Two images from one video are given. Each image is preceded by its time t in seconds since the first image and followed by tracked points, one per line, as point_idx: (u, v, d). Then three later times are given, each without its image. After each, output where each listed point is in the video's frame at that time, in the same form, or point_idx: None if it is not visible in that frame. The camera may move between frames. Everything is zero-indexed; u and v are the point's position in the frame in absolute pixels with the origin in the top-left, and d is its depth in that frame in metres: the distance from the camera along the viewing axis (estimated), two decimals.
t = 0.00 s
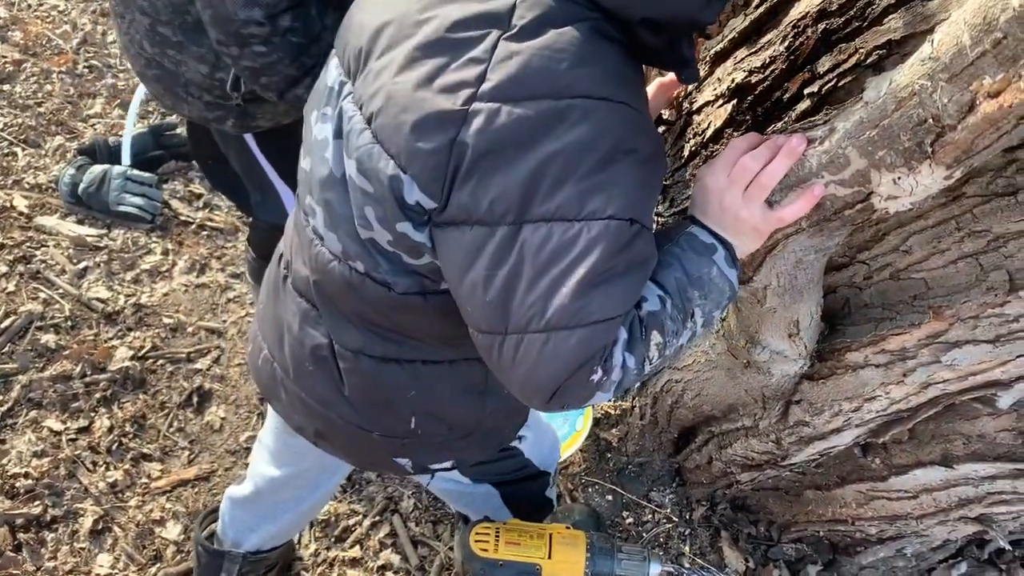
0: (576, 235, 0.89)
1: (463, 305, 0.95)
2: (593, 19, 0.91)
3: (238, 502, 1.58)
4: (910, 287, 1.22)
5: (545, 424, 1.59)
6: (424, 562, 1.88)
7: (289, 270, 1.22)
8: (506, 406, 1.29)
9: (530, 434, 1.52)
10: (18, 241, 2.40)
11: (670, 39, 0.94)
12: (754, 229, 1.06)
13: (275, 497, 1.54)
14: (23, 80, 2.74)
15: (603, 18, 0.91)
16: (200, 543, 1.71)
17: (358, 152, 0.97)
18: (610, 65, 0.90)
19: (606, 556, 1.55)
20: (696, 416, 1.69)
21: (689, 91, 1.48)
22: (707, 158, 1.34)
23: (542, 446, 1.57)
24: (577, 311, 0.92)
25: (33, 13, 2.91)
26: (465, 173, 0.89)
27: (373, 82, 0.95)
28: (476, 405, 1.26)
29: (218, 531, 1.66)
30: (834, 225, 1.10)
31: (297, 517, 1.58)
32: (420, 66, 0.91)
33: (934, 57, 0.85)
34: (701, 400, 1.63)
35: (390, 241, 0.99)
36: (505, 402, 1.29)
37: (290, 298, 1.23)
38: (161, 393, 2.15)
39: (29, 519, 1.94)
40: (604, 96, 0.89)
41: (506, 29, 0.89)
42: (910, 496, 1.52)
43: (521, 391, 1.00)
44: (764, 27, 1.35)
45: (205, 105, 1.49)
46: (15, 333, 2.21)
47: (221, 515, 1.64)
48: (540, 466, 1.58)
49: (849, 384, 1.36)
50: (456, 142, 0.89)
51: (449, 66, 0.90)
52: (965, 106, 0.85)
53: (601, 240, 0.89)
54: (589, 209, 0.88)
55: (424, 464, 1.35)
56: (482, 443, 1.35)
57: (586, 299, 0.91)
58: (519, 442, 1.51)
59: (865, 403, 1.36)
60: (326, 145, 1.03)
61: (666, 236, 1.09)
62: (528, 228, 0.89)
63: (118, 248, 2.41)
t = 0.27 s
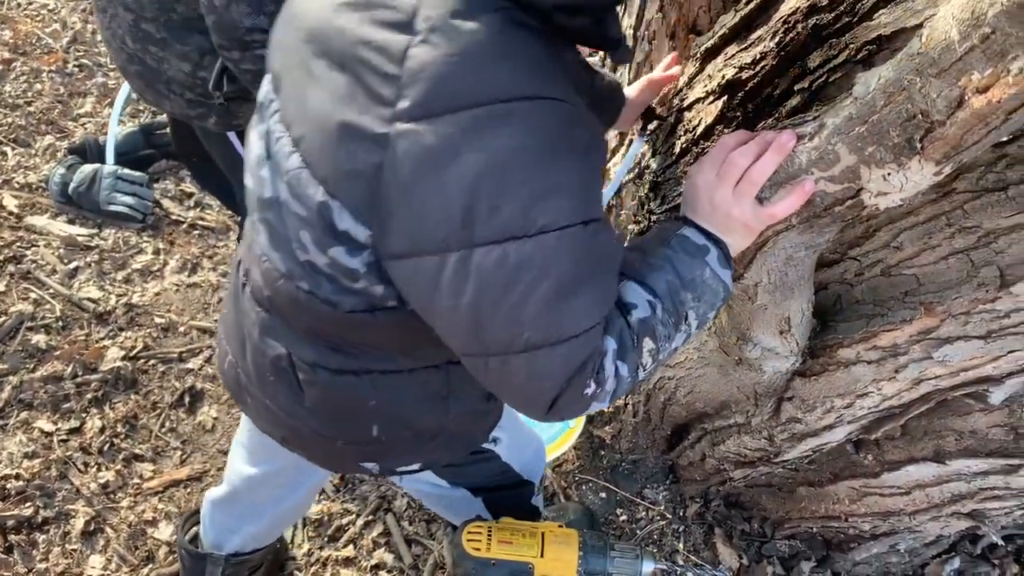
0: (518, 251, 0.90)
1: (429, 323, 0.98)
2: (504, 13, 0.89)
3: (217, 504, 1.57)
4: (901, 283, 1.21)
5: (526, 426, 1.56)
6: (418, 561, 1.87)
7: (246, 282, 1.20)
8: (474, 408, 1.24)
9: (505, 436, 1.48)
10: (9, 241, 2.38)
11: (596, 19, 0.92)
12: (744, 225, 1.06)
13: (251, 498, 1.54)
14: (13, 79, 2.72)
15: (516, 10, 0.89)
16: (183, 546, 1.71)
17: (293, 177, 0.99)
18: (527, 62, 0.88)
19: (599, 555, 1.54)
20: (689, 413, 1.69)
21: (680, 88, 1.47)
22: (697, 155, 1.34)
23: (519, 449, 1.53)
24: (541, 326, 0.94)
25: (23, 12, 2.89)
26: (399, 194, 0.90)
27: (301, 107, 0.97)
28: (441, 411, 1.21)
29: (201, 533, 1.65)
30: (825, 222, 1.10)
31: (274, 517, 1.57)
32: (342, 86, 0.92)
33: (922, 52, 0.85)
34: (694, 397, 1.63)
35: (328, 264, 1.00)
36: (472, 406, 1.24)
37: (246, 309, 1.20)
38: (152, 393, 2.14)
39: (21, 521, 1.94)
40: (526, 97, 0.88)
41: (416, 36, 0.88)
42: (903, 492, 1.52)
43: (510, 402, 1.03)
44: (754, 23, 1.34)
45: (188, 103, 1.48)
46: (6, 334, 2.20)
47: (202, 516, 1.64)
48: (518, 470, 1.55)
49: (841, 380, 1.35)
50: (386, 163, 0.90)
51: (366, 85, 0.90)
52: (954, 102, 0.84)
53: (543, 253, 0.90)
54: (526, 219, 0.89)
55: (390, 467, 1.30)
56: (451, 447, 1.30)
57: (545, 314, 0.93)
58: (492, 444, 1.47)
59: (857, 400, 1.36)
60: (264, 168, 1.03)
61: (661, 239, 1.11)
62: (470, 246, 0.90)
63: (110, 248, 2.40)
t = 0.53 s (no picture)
0: (452, 278, 0.91)
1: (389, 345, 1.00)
2: (366, 33, 0.86)
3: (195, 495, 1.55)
4: (891, 281, 1.21)
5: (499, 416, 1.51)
6: (409, 560, 1.87)
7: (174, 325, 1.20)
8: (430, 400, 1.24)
9: (470, 426, 1.43)
10: None
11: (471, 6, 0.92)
12: (734, 226, 1.07)
13: (228, 487, 1.52)
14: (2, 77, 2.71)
15: (374, 25, 0.86)
16: (162, 546, 1.67)
17: (201, 237, 0.99)
18: (401, 84, 0.86)
19: (589, 554, 1.54)
20: (680, 411, 1.69)
21: (671, 85, 1.47)
22: (687, 154, 1.34)
23: (486, 439, 1.48)
24: (497, 339, 0.96)
25: (11, 10, 2.87)
26: (317, 244, 0.90)
27: (189, 168, 0.96)
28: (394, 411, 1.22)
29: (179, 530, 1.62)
30: (813, 221, 1.10)
31: (254, 505, 1.55)
32: (225, 143, 0.91)
33: (910, 51, 0.84)
34: (684, 395, 1.63)
35: (257, 312, 1.02)
36: (426, 399, 1.24)
37: (184, 346, 1.21)
38: (142, 392, 2.12)
39: (10, 521, 1.93)
40: (415, 121, 0.86)
41: (284, 80, 0.87)
42: (893, 489, 1.53)
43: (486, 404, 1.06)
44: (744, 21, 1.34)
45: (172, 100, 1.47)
46: None
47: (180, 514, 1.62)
48: (486, 460, 1.51)
49: (831, 378, 1.35)
50: (296, 217, 0.90)
51: (250, 137, 0.89)
52: (942, 101, 0.84)
53: (476, 273, 0.91)
54: (449, 246, 0.89)
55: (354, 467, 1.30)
56: (411, 443, 1.29)
57: (497, 326, 0.95)
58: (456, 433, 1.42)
59: (847, 398, 1.36)
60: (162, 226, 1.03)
61: (643, 240, 1.12)
62: (403, 281, 0.91)
63: (99, 247, 2.38)
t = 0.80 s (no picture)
0: (396, 262, 0.89)
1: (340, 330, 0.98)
2: (264, 25, 0.82)
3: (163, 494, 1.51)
4: (886, 280, 1.20)
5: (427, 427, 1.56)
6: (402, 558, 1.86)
7: (88, 348, 1.17)
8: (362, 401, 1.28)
9: (401, 438, 1.47)
10: None
11: None
12: (728, 225, 1.07)
13: (200, 484, 1.49)
14: None
15: (269, 17, 0.83)
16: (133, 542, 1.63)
17: (116, 257, 0.97)
18: (306, 72, 0.83)
19: (582, 552, 1.53)
20: (673, 409, 1.69)
21: (666, 82, 1.46)
22: (682, 151, 1.34)
23: (421, 449, 1.52)
24: (452, 315, 0.95)
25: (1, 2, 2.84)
26: (247, 243, 0.87)
27: (93, 183, 0.92)
28: (325, 419, 1.25)
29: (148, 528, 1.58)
30: (809, 220, 1.09)
31: (225, 500, 1.53)
32: (131, 151, 0.88)
33: (907, 49, 0.84)
34: (678, 393, 1.63)
35: (190, 326, 1.03)
36: (354, 406, 1.28)
37: (104, 373, 1.20)
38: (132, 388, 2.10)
39: None
40: (331, 104, 0.83)
41: (185, 78, 0.82)
42: (886, 488, 1.53)
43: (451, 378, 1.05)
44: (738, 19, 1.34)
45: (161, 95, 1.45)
46: None
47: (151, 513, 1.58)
48: (423, 472, 1.54)
49: (825, 377, 1.35)
50: (221, 220, 0.86)
51: (156, 143, 0.86)
52: (939, 99, 0.84)
53: (419, 254, 0.89)
54: (388, 229, 0.87)
55: (287, 479, 1.33)
56: (344, 452, 1.33)
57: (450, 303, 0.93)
58: (390, 448, 1.46)
59: (840, 396, 1.36)
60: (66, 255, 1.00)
61: (636, 226, 1.12)
62: (346, 269, 0.88)
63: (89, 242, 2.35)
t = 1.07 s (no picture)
0: (371, 260, 0.88)
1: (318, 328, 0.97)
2: (216, 33, 0.83)
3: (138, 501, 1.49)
4: (879, 280, 1.21)
5: (382, 437, 1.58)
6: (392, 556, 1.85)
7: (42, 369, 1.16)
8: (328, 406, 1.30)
9: (360, 445, 1.49)
10: None
11: None
12: (720, 225, 1.07)
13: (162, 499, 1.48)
14: None
15: (219, 24, 0.83)
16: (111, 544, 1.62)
17: (75, 276, 0.96)
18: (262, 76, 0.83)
19: (574, 551, 1.53)
20: (664, 408, 1.69)
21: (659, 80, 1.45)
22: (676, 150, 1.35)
23: (377, 458, 1.53)
24: (431, 310, 0.95)
25: None
26: (215, 251, 0.86)
27: (47, 200, 0.91)
28: (292, 426, 1.26)
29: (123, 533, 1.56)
30: (803, 220, 1.08)
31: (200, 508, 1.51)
32: (87, 166, 0.87)
33: (905, 49, 0.83)
34: (670, 392, 1.62)
35: (156, 334, 1.03)
36: (321, 412, 1.29)
37: (64, 390, 1.19)
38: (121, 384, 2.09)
39: None
40: (291, 108, 0.83)
41: (139, 89, 0.82)
42: (877, 488, 1.53)
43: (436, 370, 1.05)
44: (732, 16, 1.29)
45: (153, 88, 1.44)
46: None
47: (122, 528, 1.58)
48: (377, 480, 1.55)
49: (817, 377, 1.35)
50: (188, 230, 0.85)
51: (111, 157, 0.85)
52: (936, 100, 0.83)
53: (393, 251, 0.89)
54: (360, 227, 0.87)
55: (250, 489, 1.32)
56: (310, 459, 1.34)
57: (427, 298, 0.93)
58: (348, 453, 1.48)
59: (833, 396, 1.36)
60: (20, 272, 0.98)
61: (627, 220, 1.11)
62: (322, 270, 0.88)
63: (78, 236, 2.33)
